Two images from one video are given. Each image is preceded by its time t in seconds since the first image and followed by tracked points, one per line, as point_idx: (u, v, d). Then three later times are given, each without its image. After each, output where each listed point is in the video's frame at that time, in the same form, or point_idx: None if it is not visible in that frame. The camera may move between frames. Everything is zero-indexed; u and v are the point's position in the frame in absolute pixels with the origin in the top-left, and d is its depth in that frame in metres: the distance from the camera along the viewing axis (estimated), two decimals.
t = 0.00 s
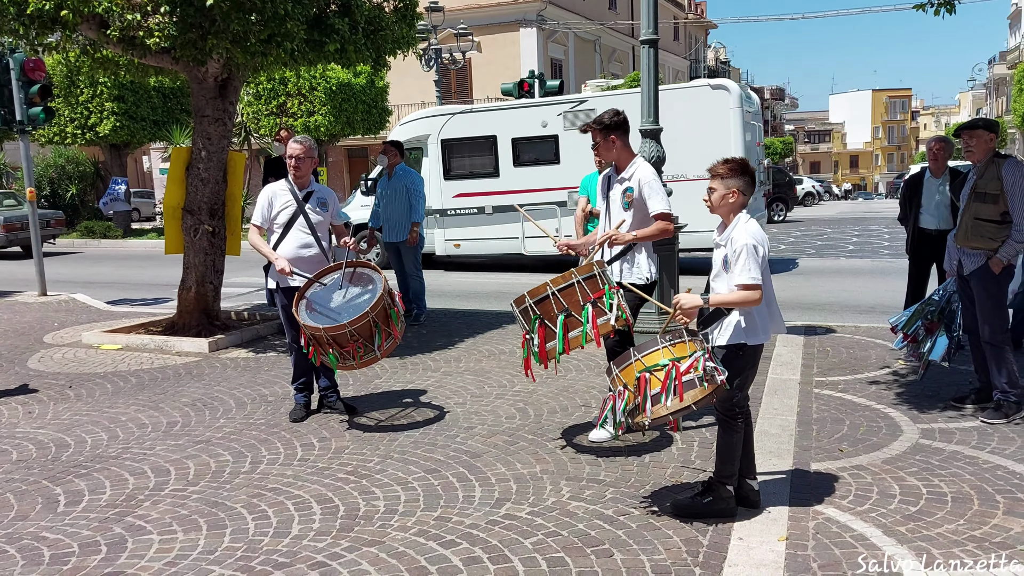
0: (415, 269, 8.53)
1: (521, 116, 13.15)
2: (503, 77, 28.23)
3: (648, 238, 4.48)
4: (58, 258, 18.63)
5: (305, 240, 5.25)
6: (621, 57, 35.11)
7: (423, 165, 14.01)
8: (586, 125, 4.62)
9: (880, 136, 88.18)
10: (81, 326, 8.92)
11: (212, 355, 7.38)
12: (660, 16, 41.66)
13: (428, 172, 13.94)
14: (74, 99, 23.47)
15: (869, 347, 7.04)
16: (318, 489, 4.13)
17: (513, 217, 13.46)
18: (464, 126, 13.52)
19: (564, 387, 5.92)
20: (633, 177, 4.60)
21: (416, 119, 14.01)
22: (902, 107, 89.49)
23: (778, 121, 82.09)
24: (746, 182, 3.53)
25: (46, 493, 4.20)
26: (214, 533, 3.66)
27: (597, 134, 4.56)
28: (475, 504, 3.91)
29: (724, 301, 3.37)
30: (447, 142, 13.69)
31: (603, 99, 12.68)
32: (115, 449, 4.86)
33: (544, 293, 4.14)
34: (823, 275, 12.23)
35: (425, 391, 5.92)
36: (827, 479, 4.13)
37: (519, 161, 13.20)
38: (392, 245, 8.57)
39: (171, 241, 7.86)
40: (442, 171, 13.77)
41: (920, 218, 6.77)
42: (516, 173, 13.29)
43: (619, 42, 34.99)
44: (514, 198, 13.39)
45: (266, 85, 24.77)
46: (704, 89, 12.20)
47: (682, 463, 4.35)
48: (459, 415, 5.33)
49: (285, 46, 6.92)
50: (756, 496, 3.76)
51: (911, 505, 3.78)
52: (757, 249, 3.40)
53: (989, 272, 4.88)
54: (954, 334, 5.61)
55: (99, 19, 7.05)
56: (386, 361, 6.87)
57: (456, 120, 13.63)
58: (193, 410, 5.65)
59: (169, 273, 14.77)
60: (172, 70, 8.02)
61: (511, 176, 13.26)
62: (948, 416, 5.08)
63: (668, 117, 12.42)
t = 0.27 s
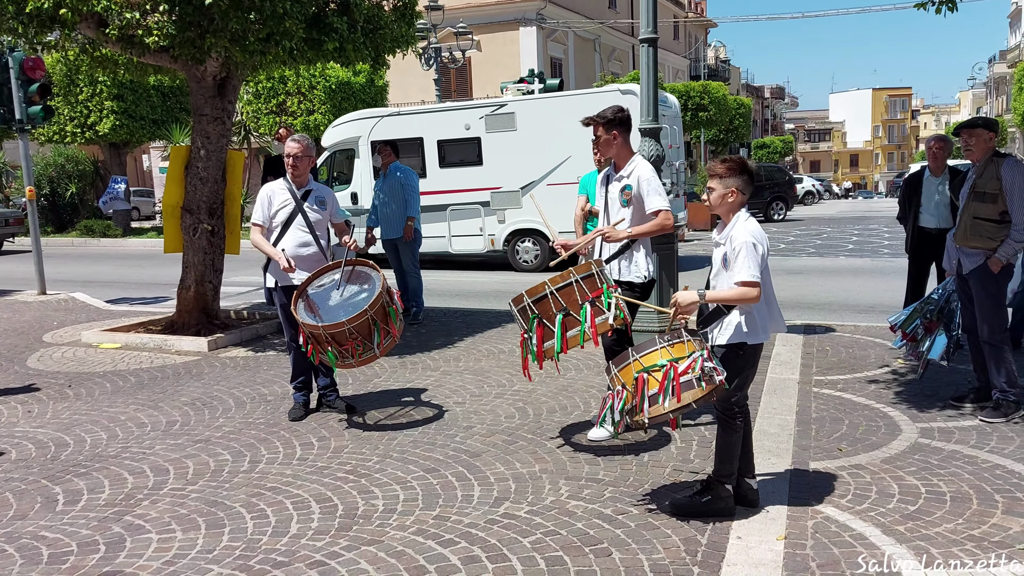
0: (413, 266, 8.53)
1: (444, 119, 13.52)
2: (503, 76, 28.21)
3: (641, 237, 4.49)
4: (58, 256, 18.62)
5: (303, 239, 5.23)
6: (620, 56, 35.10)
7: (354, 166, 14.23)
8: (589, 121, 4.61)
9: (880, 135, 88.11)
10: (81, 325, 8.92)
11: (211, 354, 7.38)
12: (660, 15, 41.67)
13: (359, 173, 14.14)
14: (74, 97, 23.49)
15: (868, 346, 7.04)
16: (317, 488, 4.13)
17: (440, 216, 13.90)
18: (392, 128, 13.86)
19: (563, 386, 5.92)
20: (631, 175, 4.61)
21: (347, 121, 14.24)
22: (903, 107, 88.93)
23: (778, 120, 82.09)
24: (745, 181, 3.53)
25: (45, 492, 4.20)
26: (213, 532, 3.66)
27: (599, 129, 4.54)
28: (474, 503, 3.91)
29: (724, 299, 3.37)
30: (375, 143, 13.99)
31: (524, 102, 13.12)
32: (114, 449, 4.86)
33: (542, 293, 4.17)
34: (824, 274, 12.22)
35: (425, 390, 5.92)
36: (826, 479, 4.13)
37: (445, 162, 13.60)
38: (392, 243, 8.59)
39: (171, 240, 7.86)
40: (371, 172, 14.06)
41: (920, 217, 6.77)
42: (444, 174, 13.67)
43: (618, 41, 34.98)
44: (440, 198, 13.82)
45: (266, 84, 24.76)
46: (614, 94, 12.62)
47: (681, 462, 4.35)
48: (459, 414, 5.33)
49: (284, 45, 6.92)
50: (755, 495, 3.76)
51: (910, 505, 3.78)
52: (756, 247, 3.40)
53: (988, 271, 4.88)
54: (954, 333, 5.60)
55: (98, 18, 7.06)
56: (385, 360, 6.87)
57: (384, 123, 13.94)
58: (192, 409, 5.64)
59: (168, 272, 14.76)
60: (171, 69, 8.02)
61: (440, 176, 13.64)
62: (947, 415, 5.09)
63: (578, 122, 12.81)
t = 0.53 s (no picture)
0: (413, 266, 8.52)
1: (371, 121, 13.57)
2: (503, 76, 28.19)
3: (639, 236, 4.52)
4: (58, 256, 18.61)
5: (303, 239, 5.24)
6: (621, 56, 35.09)
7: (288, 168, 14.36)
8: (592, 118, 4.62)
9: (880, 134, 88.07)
10: (81, 325, 8.92)
11: (210, 354, 7.38)
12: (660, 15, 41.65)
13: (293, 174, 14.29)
14: (74, 97, 23.50)
15: (868, 346, 7.04)
16: (316, 488, 4.13)
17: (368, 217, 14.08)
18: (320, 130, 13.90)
19: (563, 386, 5.92)
20: (632, 176, 4.61)
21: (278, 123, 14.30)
22: (903, 106, 88.94)
23: (778, 120, 82.10)
24: (745, 180, 3.52)
25: (44, 492, 4.19)
26: (211, 532, 3.66)
27: (602, 128, 4.55)
28: (473, 503, 3.90)
29: (721, 299, 3.36)
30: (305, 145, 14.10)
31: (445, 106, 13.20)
32: (113, 449, 4.85)
33: (540, 292, 4.16)
34: (824, 274, 12.22)
35: (424, 390, 5.92)
36: (825, 479, 4.13)
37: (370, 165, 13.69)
38: (393, 242, 8.59)
39: (170, 240, 7.86)
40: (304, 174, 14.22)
41: (919, 217, 6.76)
42: (370, 176, 13.74)
43: (619, 41, 34.97)
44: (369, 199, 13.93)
45: (266, 84, 24.74)
46: (529, 98, 12.60)
47: (680, 462, 4.35)
48: (458, 414, 5.33)
49: (283, 45, 6.91)
50: (753, 495, 3.76)
51: (909, 505, 3.78)
52: (755, 245, 3.39)
53: (987, 271, 4.87)
54: (954, 333, 5.58)
55: (97, 18, 7.06)
56: (384, 360, 6.87)
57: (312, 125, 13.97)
58: (191, 409, 5.64)
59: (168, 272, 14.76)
60: (170, 69, 8.02)
61: (365, 178, 13.72)
62: (947, 415, 5.09)
63: (494, 125, 12.90)
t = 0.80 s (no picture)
0: (414, 266, 8.53)
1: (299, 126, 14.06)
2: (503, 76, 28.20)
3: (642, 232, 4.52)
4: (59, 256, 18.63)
5: (301, 239, 5.24)
6: (621, 56, 35.10)
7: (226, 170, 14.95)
8: (590, 118, 4.62)
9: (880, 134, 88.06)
10: (82, 326, 8.92)
11: (210, 354, 7.38)
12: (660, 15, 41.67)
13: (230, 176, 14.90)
14: (74, 97, 23.54)
15: (867, 346, 7.04)
16: (315, 489, 4.13)
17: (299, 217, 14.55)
18: (256, 134, 14.45)
19: (562, 386, 5.92)
20: (628, 176, 4.60)
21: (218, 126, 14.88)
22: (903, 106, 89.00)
23: (779, 120, 82.12)
24: (745, 180, 3.53)
25: (43, 493, 4.20)
26: (210, 533, 3.66)
27: (602, 127, 4.54)
28: (472, 503, 3.90)
29: (718, 299, 3.35)
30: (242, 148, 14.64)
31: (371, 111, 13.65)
32: (112, 450, 4.85)
33: (536, 292, 4.15)
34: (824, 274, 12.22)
35: (423, 391, 5.91)
36: (824, 479, 4.12)
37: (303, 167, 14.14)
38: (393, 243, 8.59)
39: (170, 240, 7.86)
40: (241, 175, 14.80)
41: (919, 217, 6.75)
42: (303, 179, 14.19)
43: (619, 41, 34.98)
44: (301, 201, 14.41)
45: (265, 84, 24.75)
46: (448, 103, 13.08)
47: (679, 462, 4.35)
48: (457, 414, 5.33)
49: (283, 46, 6.92)
50: (753, 496, 3.75)
51: (908, 505, 3.78)
52: (752, 247, 3.40)
53: (987, 272, 4.87)
54: (953, 333, 5.58)
55: (97, 19, 7.07)
56: (384, 360, 6.87)
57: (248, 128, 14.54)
58: (190, 410, 5.64)
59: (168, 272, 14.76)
60: (170, 70, 8.02)
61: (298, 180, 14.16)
62: (946, 416, 5.09)
63: (418, 128, 13.35)
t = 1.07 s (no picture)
0: (415, 266, 8.52)
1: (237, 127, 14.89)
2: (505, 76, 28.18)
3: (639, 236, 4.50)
4: (60, 257, 18.64)
5: (301, 240, 5.24)
6: (621, 56, 35.10)
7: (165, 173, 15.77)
8: (591, 120, 4.63)
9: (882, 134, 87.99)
10: (83, 327, 8.92)
11: (211, 355, 7.38)
12: (661, 14, 41.66)
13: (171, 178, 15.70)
14: (75, 99, 23.59)
15: (868, 346, 7.03)
16: (315, 490, 4.12)
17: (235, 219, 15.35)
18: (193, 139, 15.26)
19: (563, 386, 5.92)
20: (627, 177, 4.61)
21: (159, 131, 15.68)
22: (904, 106, 88.96)
23: (780, 119, 82.10)
24: (745, 181, 3.53)
25: (43, 494, 4.20)
26: (210, 533, 3.66)
27: (602, 129, 4.54)
28: (472, 504, 3.90)
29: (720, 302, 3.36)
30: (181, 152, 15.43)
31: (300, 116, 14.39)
32: (112, 451, 4.85)
33: (534, 294, 4.11)
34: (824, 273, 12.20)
35: (423, 391, 5.91)
36: (825, 479, 4.12)
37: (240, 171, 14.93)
38: (395, 243, 8.58)
39: (170, 241, 7.86)
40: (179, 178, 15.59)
41: (919, 217, 6.74)
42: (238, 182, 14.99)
43: (619, 41, 34.98)
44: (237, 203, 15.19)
45: (266, 85, 24.76)
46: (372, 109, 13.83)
47: (679, 462, 4.34)
48: (457, 414, 5.33)
49: (283, 46, 6.91)
50: (753, 496, 3.75)
51: (908, 505, 3.77)
52: (753, 247, 3.39)
53: (988, 271, 4.86)
54: (954, 333, 5.57)
55: (97, 19, 7.08)
56: (384, 360, 6.87)
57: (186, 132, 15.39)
58: (191, 410, 5.64)
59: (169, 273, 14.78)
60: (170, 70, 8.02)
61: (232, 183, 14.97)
62: (947, 415, 5.08)
63: (345, 132, 14.08)
